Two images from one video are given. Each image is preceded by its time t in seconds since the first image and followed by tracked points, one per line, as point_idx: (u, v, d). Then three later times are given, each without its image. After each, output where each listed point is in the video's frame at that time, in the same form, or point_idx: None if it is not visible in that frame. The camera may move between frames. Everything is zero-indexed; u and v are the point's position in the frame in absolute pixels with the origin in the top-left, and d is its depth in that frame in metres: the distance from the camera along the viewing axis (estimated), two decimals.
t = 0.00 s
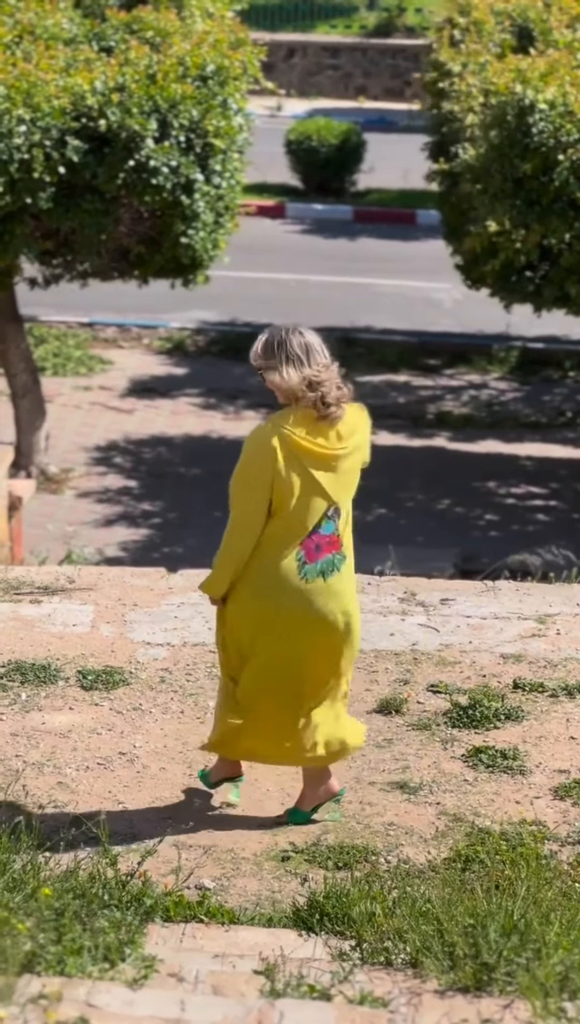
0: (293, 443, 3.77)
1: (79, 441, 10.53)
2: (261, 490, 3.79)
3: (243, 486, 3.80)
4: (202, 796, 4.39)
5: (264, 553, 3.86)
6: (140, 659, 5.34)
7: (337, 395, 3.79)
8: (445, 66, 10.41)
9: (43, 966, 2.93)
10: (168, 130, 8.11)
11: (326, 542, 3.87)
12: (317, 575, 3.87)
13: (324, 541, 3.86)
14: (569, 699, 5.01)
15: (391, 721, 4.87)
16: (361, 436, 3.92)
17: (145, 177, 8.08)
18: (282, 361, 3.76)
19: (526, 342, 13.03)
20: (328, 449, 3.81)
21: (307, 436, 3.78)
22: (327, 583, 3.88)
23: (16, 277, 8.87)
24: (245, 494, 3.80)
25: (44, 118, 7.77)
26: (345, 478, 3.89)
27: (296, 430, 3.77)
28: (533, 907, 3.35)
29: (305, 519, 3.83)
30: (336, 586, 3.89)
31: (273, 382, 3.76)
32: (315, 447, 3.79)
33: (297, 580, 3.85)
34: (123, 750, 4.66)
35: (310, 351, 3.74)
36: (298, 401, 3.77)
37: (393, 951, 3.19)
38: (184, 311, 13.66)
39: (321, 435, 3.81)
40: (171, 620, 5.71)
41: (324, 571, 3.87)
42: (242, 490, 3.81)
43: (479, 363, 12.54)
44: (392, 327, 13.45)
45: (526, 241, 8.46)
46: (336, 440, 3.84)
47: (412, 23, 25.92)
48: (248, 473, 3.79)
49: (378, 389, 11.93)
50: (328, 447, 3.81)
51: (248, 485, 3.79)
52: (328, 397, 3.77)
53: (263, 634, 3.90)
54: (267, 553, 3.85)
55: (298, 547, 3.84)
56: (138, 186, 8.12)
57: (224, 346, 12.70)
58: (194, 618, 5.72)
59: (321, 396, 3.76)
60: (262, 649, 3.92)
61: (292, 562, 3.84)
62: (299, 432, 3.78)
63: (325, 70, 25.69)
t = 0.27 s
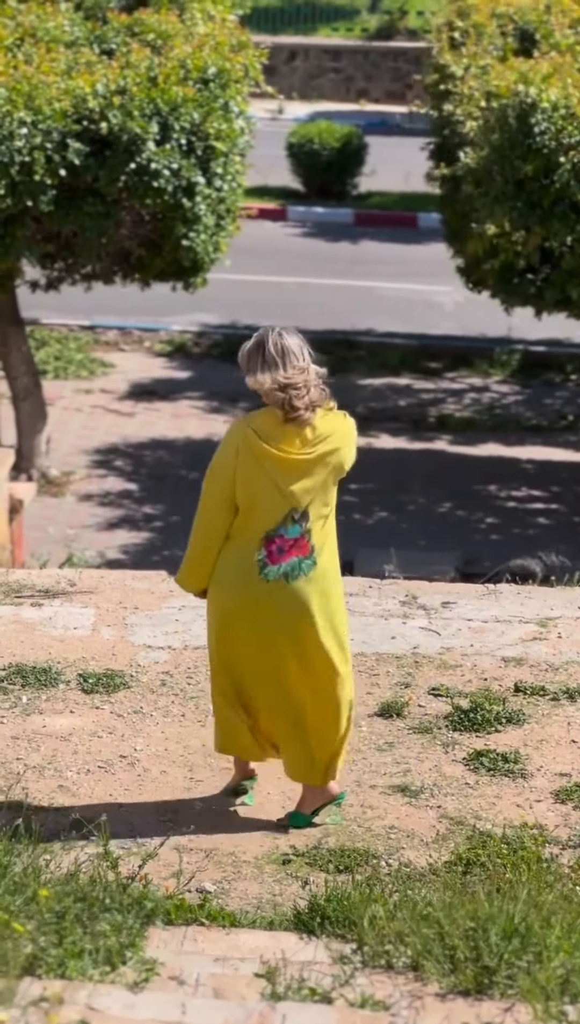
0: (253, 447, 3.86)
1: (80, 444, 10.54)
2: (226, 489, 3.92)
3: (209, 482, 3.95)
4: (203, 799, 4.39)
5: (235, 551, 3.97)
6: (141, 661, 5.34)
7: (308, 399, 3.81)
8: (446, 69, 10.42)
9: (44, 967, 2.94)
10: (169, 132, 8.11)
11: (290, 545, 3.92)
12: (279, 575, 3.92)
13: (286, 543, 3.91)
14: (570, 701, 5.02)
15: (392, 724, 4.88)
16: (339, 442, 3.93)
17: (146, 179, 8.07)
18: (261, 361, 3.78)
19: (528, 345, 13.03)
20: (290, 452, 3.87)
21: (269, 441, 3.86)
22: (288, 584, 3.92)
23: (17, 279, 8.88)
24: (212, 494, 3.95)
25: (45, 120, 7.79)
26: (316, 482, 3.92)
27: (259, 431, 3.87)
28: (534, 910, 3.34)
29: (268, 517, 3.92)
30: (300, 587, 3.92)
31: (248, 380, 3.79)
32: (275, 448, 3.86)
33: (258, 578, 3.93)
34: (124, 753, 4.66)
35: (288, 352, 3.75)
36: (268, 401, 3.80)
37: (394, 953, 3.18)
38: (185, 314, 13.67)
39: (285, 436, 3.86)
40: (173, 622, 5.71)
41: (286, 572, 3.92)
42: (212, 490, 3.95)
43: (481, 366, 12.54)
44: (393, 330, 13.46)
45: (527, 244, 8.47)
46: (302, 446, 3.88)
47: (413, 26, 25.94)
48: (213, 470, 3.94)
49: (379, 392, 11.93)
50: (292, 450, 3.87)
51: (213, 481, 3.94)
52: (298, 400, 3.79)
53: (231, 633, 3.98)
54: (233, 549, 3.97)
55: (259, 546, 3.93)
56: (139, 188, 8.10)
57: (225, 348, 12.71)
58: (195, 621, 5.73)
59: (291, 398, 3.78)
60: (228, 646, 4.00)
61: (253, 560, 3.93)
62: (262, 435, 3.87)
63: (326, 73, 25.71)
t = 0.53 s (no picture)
0: (236, 448, 3.99)
1: (81, 446, 10.55)
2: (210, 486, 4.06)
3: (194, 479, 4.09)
4: (203, 802, 4.39)
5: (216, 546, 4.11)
6: (142, 664, 5.35)
7: (285, 400, 3.92)
8: (447, 72, 10.42)
9: (44, 971, 2.94)
10: (171, 135, 8.11)
11: (269, 540, 4.08)
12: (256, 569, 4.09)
13: (266, 538, 4.07)
14: (571, 704, 5.01)
15: (393, 727, 4.87)
16: (320, 443, 4.07)
17: (148, 182, 8.08)
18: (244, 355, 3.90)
19: (530, 348, 13.04)
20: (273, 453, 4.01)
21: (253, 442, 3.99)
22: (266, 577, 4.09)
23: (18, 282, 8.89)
24: (197, 490, 4.09)
25: (47, 122, 7.79)
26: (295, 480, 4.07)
27: (242, 432, 3.99)
28: (535, 913, 3.33)
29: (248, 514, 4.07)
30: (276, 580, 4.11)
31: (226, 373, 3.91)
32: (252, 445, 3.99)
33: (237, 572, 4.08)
34: (125, 755, 4.66)
35: (268, 351, 3.86)
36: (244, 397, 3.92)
37: (394, 956, 3.18)
38: (187, 316, 13.67)
39: (262, 435, 3.99)
40: (173, 625, 5.71)
41: (264, 566, 4.09)
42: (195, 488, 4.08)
43: (482, 369, 12.55)
44: (394, 333, 13.46)
45: (528, 247, 8.48)
46: (283, 446, 4.02)
47: (415, 28, 25.95)
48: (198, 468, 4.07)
49: (381, 395, 11.94)
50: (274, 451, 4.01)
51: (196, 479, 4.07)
52: (273, 399, 3.90)
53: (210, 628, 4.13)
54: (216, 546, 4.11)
55: (238, 540, 4.08)
56: (141, 191, 8.11)
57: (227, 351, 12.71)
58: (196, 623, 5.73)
59: (265, 396, 3.89)
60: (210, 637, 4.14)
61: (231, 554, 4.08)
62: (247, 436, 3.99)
63: (328, 75, 25.72)
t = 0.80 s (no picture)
0: (222, 437, 4.14)
1: (83, 449, 10.55)
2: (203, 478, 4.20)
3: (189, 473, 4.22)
4: (204, 805, 4.38)
5: (215, 540, 4.24)
6: (143, 667, 5.34)
7: (271, 390, 4.05)
8: (449, 75, 10.42)
9: (45, 974, 2.94)
10: (173, 138, 8.12)
11: (267, 530, 4.19)
12: (258, 561, 4.19)
13: (262, 529, 4.18)
14: (572, 708, 5.01)
15: (394, 731, 4.87)
16: (309, 431, 4.17)
17: (150, 185, 8.07)
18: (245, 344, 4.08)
19: (532, 352, 13.04)
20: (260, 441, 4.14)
21: (237, 430, 4.13)
22: (268, 569, 4.18)
23: (20, 285, 8.89)
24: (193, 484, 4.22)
25: (49, 125, 7.81)
26: (286, 469, 4.19)
27: (228, 418, 4.14)
28: (536, 917, 3.33)
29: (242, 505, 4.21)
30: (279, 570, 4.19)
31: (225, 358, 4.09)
32: (238, 431, 4.13)
33: (238, 564, 4.19)
34: (126, 759, 4.66)
35: (263, 339, 4.02)
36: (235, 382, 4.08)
37: (395, 962, 3.19)
38: (188, 320, 13.68)
39: (249, 423, 4.12)
40: (175, 628, 5.71)
41: (265, 558, 4.18)
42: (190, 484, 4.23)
43: (484, 372, 12.55)
44: (396, 336, 13.47)
45: (530, 251, 8.48)
46: (268, 433, 4.13)
47: (417, 31, 25.96)
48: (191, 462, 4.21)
49: (383, 398, 11.94)
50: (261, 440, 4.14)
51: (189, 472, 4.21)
52: (259, 387, 4.04)
53: (212, 621, 4.23)
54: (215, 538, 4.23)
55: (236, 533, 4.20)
56: (143, 193, 8.11)
57: (229, 354, 12.71)
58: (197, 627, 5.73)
59: (253, 382, 4.04)
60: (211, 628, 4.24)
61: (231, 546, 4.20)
62: (232, 423, 4.13)
63: (330, 79, 25.75)
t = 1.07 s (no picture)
0: (231, 436, 4.18)
1: (85, 454, 10.55)
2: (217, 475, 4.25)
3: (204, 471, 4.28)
4: (207, 810, 4.38)
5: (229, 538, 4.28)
6: (146, 672, 5.34)
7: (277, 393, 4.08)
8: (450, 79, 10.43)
9: (48, 978, 2.94)
10: (175, 142, 8.13)
11: (279, 529, 4.21)
12: (271, 560, 4.22)
13: (275, 529, 4.20)
14: (575, 713, 5.01)
15: (397, 736, 4.87)
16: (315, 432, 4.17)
17: (153, 189, 8.08)
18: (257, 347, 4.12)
19: (534, 356, 13.03)
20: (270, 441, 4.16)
21: (247, 429, 4.17)
22: (281, 567, 4.22)
23: (22, 290, 8.90)
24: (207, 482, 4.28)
25: (52, 129, 7.83)
26: (292, 470, 4.19)
27: (237, 418, 4.18)
28: (539, 922, 3.32)
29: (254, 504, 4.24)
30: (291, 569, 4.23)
31: (236, 360, 4.13)
32: (244, 431, 4.17)
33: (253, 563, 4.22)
34: (129, 764, 4.65)
35: (274, 342, 4.06)
36: (242, 384, 4.12)
37: (398, 966, 3.19)
38: (190, 324, 13.68)
39: (255, 424, 4.16)
40: (177, 633, 5.71)
41: (278, 557, 4.21)
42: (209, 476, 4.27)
43: (486, 376, 12.55)
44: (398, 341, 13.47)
45: (532, 255, 8.48)
46: (275, 435, 4.16)
47: (419, 36, 25.98)
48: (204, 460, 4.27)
49: (385, 403, 11.94)
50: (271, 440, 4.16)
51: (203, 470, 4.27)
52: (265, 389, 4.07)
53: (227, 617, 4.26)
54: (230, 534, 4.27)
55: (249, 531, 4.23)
56: (145, 197, 8.11)
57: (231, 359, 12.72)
58: (200, 631, 5.73)
59: (260, 386, 4.07)
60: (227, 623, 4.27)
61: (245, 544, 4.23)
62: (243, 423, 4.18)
63: (332, 83, 25.77)
